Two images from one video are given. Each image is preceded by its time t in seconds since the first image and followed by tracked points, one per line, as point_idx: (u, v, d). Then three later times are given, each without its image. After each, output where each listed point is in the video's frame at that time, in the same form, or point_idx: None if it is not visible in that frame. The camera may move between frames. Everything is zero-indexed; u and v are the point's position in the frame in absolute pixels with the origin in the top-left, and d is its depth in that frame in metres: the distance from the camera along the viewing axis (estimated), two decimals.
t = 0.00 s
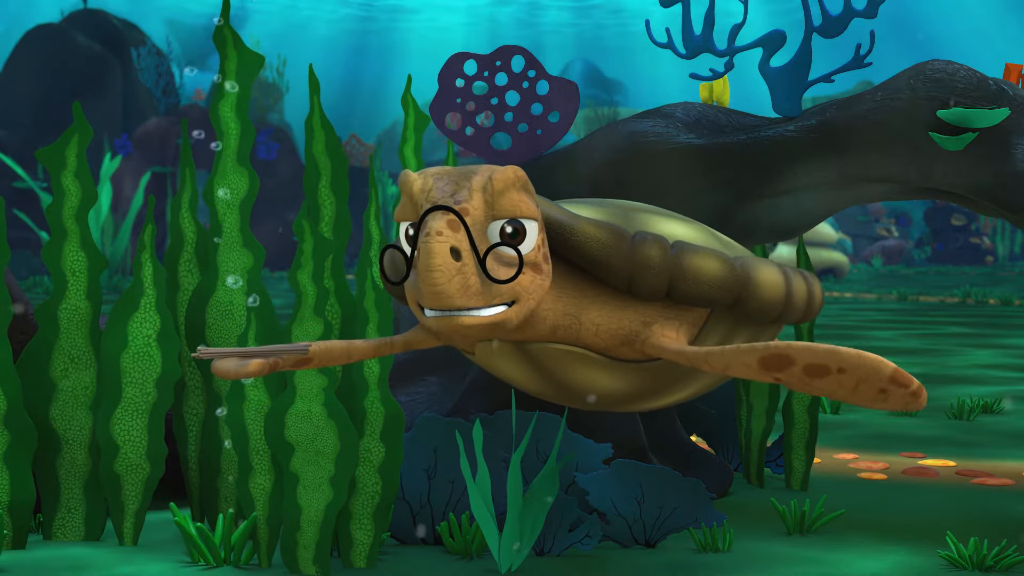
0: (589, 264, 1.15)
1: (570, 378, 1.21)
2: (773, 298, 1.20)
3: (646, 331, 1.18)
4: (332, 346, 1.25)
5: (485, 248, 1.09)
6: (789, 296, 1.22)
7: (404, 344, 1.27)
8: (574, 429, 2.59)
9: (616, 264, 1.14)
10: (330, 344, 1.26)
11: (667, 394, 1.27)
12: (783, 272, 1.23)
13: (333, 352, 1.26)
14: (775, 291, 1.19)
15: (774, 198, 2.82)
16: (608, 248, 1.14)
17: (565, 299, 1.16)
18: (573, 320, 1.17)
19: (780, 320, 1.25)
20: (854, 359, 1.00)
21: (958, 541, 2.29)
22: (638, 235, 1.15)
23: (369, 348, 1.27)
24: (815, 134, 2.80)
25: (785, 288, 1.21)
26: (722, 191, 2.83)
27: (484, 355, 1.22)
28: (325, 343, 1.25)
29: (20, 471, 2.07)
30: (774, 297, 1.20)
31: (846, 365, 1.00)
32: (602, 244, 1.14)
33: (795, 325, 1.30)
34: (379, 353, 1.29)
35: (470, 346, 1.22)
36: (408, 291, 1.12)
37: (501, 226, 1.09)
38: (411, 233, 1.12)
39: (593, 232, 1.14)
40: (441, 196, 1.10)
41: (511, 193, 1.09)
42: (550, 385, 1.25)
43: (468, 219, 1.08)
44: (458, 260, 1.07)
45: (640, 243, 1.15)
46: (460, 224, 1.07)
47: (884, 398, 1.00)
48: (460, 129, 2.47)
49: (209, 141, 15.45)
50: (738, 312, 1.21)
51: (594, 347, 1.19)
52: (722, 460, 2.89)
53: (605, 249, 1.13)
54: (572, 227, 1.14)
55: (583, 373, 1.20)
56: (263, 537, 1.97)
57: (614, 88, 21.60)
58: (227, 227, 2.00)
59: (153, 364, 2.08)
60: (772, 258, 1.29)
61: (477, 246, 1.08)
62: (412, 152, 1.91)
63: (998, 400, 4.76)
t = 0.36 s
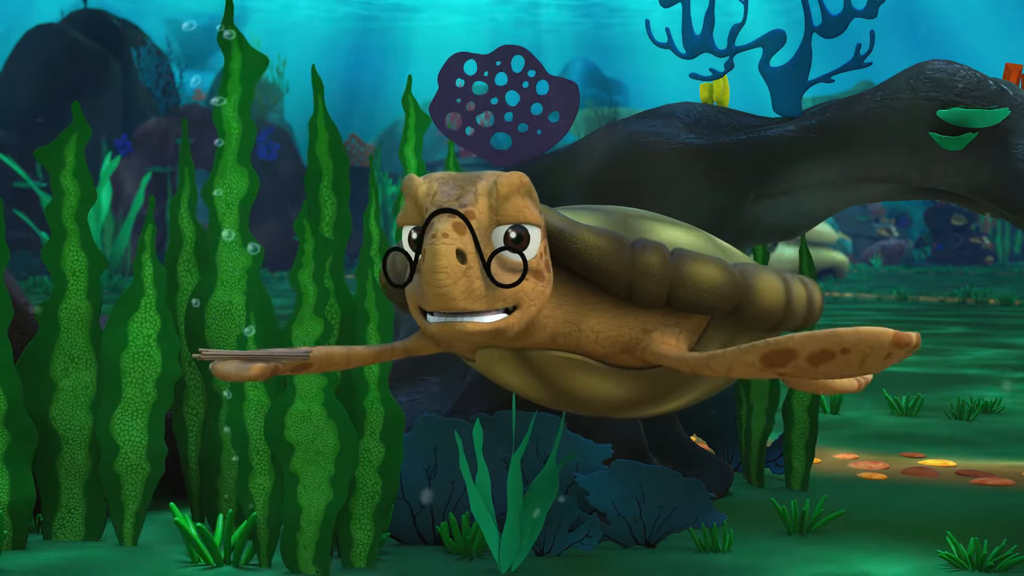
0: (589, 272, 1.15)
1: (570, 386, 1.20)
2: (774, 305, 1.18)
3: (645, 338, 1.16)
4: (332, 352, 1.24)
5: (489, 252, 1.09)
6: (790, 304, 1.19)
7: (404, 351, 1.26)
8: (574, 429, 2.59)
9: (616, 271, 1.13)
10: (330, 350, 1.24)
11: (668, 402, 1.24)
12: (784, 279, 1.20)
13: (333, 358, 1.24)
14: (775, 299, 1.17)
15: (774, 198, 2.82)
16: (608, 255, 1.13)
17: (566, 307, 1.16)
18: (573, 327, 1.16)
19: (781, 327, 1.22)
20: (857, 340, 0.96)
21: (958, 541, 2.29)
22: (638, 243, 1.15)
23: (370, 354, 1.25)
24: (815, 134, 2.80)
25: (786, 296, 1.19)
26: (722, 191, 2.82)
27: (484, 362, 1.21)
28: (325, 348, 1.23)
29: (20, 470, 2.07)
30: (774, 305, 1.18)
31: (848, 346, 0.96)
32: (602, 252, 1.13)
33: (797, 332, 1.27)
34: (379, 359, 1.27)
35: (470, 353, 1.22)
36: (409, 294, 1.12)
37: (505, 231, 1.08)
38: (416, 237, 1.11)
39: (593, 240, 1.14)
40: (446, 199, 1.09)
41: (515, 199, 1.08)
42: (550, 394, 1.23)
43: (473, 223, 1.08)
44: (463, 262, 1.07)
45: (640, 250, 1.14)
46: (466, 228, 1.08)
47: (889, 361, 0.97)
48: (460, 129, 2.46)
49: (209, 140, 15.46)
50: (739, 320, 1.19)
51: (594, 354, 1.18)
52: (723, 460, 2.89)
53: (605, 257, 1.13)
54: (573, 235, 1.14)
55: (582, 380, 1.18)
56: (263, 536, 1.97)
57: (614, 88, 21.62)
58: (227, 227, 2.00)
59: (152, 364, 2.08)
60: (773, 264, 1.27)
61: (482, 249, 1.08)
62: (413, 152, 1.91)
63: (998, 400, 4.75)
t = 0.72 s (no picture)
0: (589, 275, 1.14)
1: (569, 389, 1.19)
2: (773, 308, 1.17)
3: (645, 342, 1.17)
4: (332, 355, 1.25)
5: (500, 255, 1.09)
6: (789, 307, 1.19)
7: (404, 354, 1.27)
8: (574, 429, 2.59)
9: (615, 275, 1.13)
10: (330, 353, 1.26)
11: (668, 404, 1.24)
12: (783, 281, 1.20)
13: (333, 361, 1.25)
14: (774, 301, 1.17)
15: (773, 198, 2.82)
16: (608, 259, 1.13)
17: (566, 310, 1.16)
18: (573, 330, 1.16)
19: (781, 329, 1.22)
20: (851, 357, 0.97)
21: (957, 541, 2.29)
22: (638, 246, 1.14)
23: (370, 357, 1.26)
24: (815, 134, 2.80)
25: (785, 299, 1.18)
26: (722, 191, 2.83)
27: (484, 366, 1.21)
28: (325, 352, 1.24)
29: (20, 470, 2.07)
30: (773, 307, 1.17)
31: (843, 361, 0.97)
32: (602, 256, 1.13)
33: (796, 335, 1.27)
34: (378, 362, 1.28)
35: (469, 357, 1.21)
36: (416, 294, 1.11)
37: (516, 234, 1.09)
38: (423, 237, 1.11)
39: (593, 243, 1.13)
40: (458, 200, 1.10)
41: (525, 203, 1.10)
42: (550, 396, 1.23)
43: (486, 226, 1.09)
44: (475, 263, 1.07)
45: (640, 254, 1.13)
46: (478, 229, 1.08)
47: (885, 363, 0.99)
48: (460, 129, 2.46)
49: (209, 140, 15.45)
50: (738, 323, 1.19)
51: (594, 357, 1.18)
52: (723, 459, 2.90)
53: (605, 260, 1.13)
54: (573, 239, 1.14)
55: (582, 383, 1.18)
56: (263, 536, 1.97)
57: (613, 88, 21.61)
58: (227, 227, 2.01)
59: (152, 364, 2.08)
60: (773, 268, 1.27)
61: (493, 251, 1.09)
62: (412, 152, 1.91)
63: (997, 400, 4.75)
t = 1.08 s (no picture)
0: (589, 269, 1.12)
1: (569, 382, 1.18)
2: (773, 300, 1.17)
3: (645, 335, 1.15)
4: (332, 350, 1.24)
5: (490, 247, 1.09)
6: (788, 301, 1.19)
7: (404, 348, 1.26)
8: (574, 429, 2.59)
9: (616, 269, 1.11)
10: (330, 348, 1.25)
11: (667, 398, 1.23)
12: (783, 275, 1.20)
13: (333, 357, 1.25)
14: (774, 294, 1.17)
15: (773, 198, 2.82)
16: (608, 252, 1.11)
17: (565, 302, 1.14)
18: (573, 323, 1.15)
19: (780, 323, 1.22)
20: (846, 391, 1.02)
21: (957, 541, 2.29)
22: (638, 239, 1.13)
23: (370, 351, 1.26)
24: (815, 135, 2.80)
25: (784, 293, 1.19)
26: (722, 191, 2.83)
27: (484, 359, 1.20)
28: (325, 348, 1.24)
29: (20, 470, 2.07)
30: (773, 300, 1.17)
31: (837, 393, 1.02)
32: (602, 249, 1.11)
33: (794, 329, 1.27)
34: (379, 356, 1.28)
35: (469, 350, 1.20)
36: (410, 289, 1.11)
37: (505, 226, 1.08)
38: (416, 232, 1.11)
39: (594, 236, 1.11)
40: (447, 194, 1.09)
41: (516, 194, 1.08)
42: (550, 390, 1.22)
43: (474, 218, 1.08)
44: (463, 257, 1.07)
45: (640, 247, 1.12)
46: (466, 222, 1.07)
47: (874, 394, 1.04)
48: (460, 129, 2.46)
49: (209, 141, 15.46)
50: (738, 316, 1.18)
51: (593, 350, 1.16)
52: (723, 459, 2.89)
53: (605, 253, 1.11)
54: (572, 232, 1.12)
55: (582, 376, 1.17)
56: (262, 536, 1.97)
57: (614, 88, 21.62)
58: (228, 227, 2.00)
59: (152, 365, 2.08)
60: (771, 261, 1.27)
61: (482, 244, 1.08)
62: (412, 153, 1.91)
63: (998, 400, 4.75)
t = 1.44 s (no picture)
0: (589, 257, 1.13)
1: (569, 371, 1.18)
2: (774, 290, 1.17)
3: (645, 324, 1.16)
4: (332, 342, 1.24)
5: (485, 240, 1.07)
6: (789, 289, 1.19)
7: (404, 337, 1.26)
8: (574, 429, 2.59)
9: (616, 257, 1.12)
10: (330, 339, 1.25)
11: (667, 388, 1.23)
12: (783, 265, 1.20)
13: (333, 349, 1.25)
14: (775, 284, 1.17)
15: (773, 198, 2.82)
16: (608, 240, 1.11)
17: (565, 290, 1.14)
18: (573, 311, 1.15)
19: (781, 312, 1.22)
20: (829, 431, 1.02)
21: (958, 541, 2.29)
22: (638, 227, 1.13)
23: (370, 342, 1.26)
24: (815, 134, 2.80)
25: (785, 282, 1.18)
26: (722, 191, 2.83)
27: (484, 349, 1.19)
28: (325, 339, 1.24)
29: (19, 471, 2.07)
30: (774, 290, 1.17)
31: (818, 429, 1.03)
32: (602, 237, 1.11)
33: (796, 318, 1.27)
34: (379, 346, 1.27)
35: (470, 340, 1.20)
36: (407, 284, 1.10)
37: (501, 217, 1.07)
38: (411, 226, 1.10)
39: (594, 224, 1.12)
40: (440, 187, 1.08)
41: (512, 185, 1.08)
42: (550, 379, 1.22)
43: (468, 211, 1.06)
44: (458, 252, 1.05)
45: (640, 235, 1.12)
46: (460, 216, 1.06)
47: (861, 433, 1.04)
48: (460, 129, 2.45)
49: (209, 141, 15.46)
50: (739, 305, 1.18)
51: (593, 338, 1.17)
52: (723, 460, 2.89)
53: (604, 242, 1.11)
54: (573, 221, 1.12)
55: (582, 365, 1.17)
56: (263, 536, 1.97)
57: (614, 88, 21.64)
58: (227, 227, 2.00)
59: (152, 365, 2.08)
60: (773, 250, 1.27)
61: (476, 238, 1.07)
62: (413, 152, 1.92)
63: (998, 400, 4.75)
